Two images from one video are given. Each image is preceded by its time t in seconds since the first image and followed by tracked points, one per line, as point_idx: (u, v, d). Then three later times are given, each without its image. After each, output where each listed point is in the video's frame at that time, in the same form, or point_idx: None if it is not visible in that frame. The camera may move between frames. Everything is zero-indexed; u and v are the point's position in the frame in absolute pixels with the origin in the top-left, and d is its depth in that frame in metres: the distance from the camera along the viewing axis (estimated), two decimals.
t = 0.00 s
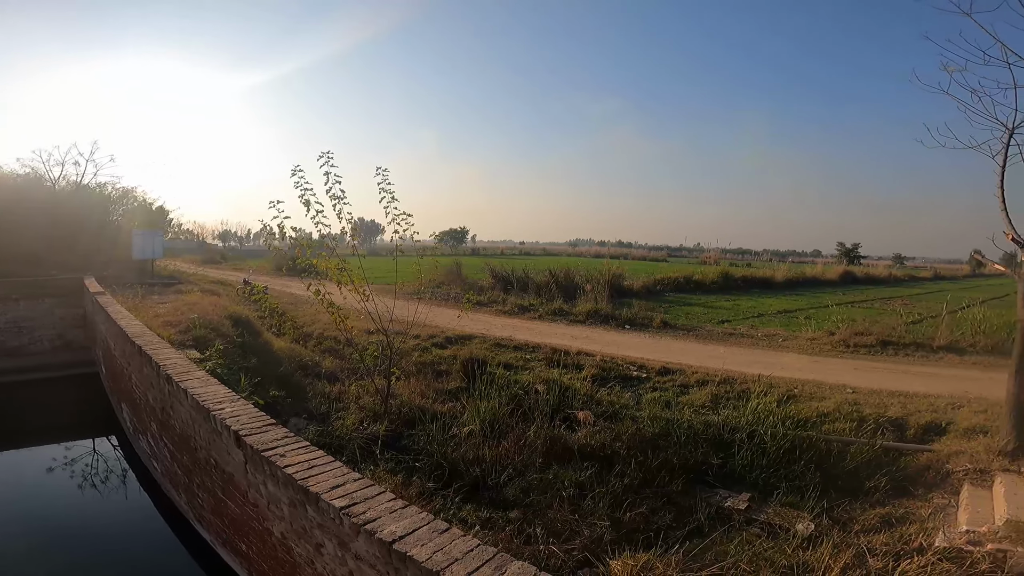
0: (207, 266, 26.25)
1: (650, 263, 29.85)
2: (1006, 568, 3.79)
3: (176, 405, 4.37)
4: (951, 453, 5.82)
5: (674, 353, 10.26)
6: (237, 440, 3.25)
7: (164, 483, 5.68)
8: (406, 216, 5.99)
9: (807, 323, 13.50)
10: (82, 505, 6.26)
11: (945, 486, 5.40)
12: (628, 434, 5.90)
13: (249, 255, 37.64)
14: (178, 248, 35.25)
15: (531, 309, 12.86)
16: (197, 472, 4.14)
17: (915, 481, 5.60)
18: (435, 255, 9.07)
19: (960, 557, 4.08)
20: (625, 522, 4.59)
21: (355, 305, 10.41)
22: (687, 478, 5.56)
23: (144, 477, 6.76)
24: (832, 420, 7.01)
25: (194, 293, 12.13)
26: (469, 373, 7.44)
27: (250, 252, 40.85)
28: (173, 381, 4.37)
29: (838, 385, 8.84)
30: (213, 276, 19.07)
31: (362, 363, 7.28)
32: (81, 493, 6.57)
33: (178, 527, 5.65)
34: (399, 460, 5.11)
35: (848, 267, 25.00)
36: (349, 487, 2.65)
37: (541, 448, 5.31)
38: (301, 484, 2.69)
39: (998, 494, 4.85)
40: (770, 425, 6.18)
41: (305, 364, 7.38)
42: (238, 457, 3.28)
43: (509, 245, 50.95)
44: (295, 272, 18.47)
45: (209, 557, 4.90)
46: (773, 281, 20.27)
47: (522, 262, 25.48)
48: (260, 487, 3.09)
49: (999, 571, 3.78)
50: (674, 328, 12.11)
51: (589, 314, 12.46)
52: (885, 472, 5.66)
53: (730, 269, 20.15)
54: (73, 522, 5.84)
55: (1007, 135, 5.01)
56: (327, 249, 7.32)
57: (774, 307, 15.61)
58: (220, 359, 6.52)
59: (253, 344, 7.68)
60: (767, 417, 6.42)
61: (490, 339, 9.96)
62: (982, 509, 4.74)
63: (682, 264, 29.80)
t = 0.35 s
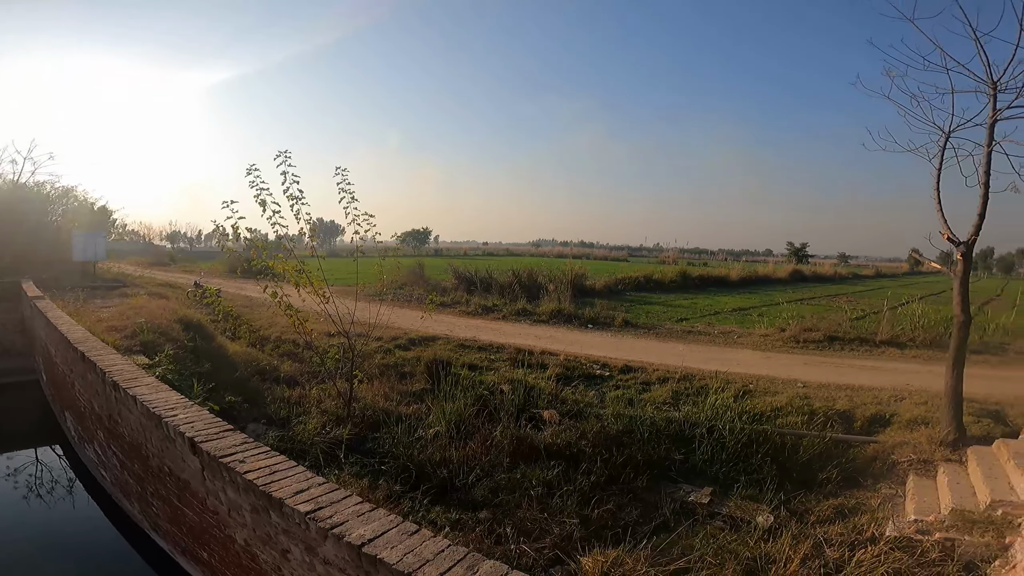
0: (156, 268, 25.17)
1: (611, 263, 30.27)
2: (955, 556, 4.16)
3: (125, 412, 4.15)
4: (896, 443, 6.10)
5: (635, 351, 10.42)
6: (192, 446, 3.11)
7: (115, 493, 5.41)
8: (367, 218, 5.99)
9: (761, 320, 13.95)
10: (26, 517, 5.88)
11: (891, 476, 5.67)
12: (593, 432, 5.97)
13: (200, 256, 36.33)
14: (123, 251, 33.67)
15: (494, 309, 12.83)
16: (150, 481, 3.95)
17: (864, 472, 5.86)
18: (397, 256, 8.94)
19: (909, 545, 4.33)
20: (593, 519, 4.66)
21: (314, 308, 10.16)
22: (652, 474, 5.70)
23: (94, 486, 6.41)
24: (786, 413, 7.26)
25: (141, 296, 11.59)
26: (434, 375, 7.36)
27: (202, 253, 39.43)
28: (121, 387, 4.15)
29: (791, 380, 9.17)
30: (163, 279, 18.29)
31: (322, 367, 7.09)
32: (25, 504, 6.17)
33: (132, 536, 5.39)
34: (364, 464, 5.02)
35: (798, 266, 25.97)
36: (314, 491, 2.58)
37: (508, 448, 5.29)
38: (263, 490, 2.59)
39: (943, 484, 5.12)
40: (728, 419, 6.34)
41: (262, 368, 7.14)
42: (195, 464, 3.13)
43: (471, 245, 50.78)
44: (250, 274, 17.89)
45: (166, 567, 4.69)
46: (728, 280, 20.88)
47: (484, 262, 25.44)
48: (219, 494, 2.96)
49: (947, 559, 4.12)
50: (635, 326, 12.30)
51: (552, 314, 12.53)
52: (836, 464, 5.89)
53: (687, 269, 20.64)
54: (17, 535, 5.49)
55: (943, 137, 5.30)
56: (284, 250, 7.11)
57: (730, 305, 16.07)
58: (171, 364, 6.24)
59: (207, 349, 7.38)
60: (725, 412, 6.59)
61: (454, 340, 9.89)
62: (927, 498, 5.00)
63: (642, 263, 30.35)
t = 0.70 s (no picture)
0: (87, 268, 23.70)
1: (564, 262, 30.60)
2: (895, 542, 4.43)
3: (59, 419, 3.86)
4: (834, 434, 6.40)
5: (591, 349, 10.54)
6: (135, 453, 2.91)
7: (48, 506, 5.04)
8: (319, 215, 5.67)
9: (709, 317, 14.39)
10: None
11: (832, 466, 5.93)
12: (552, 429, 6.00)
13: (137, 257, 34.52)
14: (51, 251, 31.60)
15: (450, 308, 12.72)
16: (89, 491, 3.69)
17: (807, 462, 6.11)
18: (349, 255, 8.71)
19: (854, 534, 4.56)
20: (557, 516, 4.71)
21: (262, 310, 9.80)
22: (611, 471, 5.81)
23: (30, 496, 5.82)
24: (734, 407, 7.51)
25: (71, 299, 10.86)
26: (389, 376, 7.21)
27: (140, 254, 37.46)
28: (54, 393, 3.86)
29: (738, 374, 9.50)
30: (95, 280, 17.22)
31: (272, 370, 6.82)
32: None
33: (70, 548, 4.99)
34: (321, 468, 4.86)
35: (743, 264, 26.97)
36: (269, 495, 2.46)
37: (468, 447, 5.23)
38: (214, 496, 2.45)
39: (879, 473, 5.38)
40: (681, 414, 6.48)
41: (208, 373, 6.81)
42: (138, 472, 2.94)
43: (425, 244, 50.31)
44: (192, 274, 17.09)
45: None
46: (678, 278, 21.46)
47: (438, 261, 25.23)
48: (166, 503, 2.78)
49: (888, 547, 4.39)
50: (590, 324, 12.47)
51: (508, 313, 12.53)
52: (781, 455, 6.13)
53: (639, 267, 21.08)
54: None
55: (875, 142, 5.61)
56: (230, 250, 6.77)
57: (681, 302, 16.52)
58: (107, 370, 5.85)
59: (146, 353, 6.98)
60: (677, 407, 6.74)
61: (409, 340, 9.74)
62: (866, 487, 5.25)
63: (595, 262, 30.82)
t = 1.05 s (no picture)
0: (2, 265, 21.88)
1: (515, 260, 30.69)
2: (831, 530, 4.60)
3: None
4: (772, 426, 6.67)
5: (543, 347, 10.58)
6: (61, 459, 2.68)
7: None
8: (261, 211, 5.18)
9: (657, 314, 14.75)
10: None
11: (772, 457, 6.16)
12: (506, 427, 5.97)
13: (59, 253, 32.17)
14: None
15: (401, 307, 12.49)
16: (8, 501, 3.38)
17: (749, 454, 6.33)
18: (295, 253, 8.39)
19: (793, 522, 4.73)
20: (515, 513, 4.71)
21: (200, 309, 9.30)
22: (565, 467, 5.85)
23: None
24: (680, 401, 7.70)
25: None
26: (338, 376, 6.98)
27: (65, 251, 35.02)
28: None
29: (684, 369, 9.76)
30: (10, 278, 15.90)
31: (211, 373, 6.47)
32: None
33: None
34: (268, 471, 4.65)
35: (688, 263, 27.83)
36: (209, 500, 2.30)
37: (422, 446, 5.12)
38: (150, 501, 2.27)
39: (813, 464, 5.64)
40: (631, 409, 6.58)
41: (140, 376, 6.40)
42: (64, 479, 2.70)
43: (377, 243, 49.37)
44: (123, 272, 16.07)
45: None
46: (627, 276, 21.90)
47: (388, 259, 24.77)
48: (97, 510, 2.57)
49: (825, 534, 4.55)
50: (542, 322, 12.53)
51: (461, 311, 12.42)
52: (725, 448, 6.33)
53: (590, 266, 21.37)
54: None
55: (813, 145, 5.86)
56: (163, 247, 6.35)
57: (630, 300, 16.85)
58: (26, 373, 5.39)
59: (71, 354, 6.48)
60: (627, 403, 6.85)
61: (358, 340, 9.48)
62: (801, 477, 5.49)
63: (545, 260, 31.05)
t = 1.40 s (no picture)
0: None
1: (485, 263, 30.63)
2: (795, 528, 4.72)
3: None
4: (736, 427, 6.78)
5: (513, 350, 10.55)
6: None
7: None
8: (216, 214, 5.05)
9: (625, 316, 14.91)
10: None
11: (737, 456, 6.27)
12: (475, 432, 5.93)
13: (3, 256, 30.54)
14: None
15: (369, 311, 12.28)
16: None
17: (715, 454, 6.42)
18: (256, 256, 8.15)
19: (758, 522, 4.81)
20: (486, 518, 4.66)
21: (156, 315, 8.94)
22: (535, 470, 5.83)
23: None
24: (647, 403, 7.78)
25: None
26: (303, 382, 6.80)
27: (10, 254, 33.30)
28: None
29: (651, 371, 9.87)
30: None
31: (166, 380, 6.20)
32: None
33: None
34: (227, 480, 4.50)
35: (655, 266, 28.27)
36: (155, 511, 2.18)
37: (390, 452, 5.02)
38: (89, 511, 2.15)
39: (776, 462, 5.76)
40: (599, 412, 6.60)
41: (90, 385, 6.09)
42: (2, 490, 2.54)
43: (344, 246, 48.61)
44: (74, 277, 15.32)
45: None
46: (596, 279, 22.08)
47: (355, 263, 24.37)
48: (37, 522, 2.41)
49: (788, 532, 4.66)
50: (511, 325, 12.50)
51: (430, 315, 12.29)
52: (691, 448, 6.42)
53: (559, 269, 21.47)
54: None
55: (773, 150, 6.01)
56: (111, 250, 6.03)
57: (598, 303, 16.98)
58: None
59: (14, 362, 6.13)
60: (595, 405, 6.87)
61: (324, 345, 9.27)
62: (766, 476, 5.59)
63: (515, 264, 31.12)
